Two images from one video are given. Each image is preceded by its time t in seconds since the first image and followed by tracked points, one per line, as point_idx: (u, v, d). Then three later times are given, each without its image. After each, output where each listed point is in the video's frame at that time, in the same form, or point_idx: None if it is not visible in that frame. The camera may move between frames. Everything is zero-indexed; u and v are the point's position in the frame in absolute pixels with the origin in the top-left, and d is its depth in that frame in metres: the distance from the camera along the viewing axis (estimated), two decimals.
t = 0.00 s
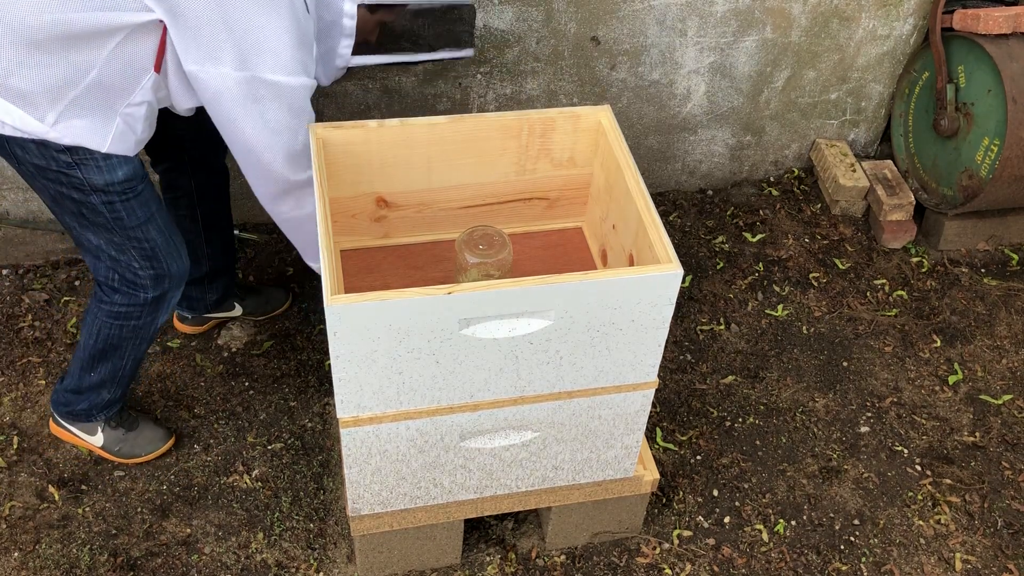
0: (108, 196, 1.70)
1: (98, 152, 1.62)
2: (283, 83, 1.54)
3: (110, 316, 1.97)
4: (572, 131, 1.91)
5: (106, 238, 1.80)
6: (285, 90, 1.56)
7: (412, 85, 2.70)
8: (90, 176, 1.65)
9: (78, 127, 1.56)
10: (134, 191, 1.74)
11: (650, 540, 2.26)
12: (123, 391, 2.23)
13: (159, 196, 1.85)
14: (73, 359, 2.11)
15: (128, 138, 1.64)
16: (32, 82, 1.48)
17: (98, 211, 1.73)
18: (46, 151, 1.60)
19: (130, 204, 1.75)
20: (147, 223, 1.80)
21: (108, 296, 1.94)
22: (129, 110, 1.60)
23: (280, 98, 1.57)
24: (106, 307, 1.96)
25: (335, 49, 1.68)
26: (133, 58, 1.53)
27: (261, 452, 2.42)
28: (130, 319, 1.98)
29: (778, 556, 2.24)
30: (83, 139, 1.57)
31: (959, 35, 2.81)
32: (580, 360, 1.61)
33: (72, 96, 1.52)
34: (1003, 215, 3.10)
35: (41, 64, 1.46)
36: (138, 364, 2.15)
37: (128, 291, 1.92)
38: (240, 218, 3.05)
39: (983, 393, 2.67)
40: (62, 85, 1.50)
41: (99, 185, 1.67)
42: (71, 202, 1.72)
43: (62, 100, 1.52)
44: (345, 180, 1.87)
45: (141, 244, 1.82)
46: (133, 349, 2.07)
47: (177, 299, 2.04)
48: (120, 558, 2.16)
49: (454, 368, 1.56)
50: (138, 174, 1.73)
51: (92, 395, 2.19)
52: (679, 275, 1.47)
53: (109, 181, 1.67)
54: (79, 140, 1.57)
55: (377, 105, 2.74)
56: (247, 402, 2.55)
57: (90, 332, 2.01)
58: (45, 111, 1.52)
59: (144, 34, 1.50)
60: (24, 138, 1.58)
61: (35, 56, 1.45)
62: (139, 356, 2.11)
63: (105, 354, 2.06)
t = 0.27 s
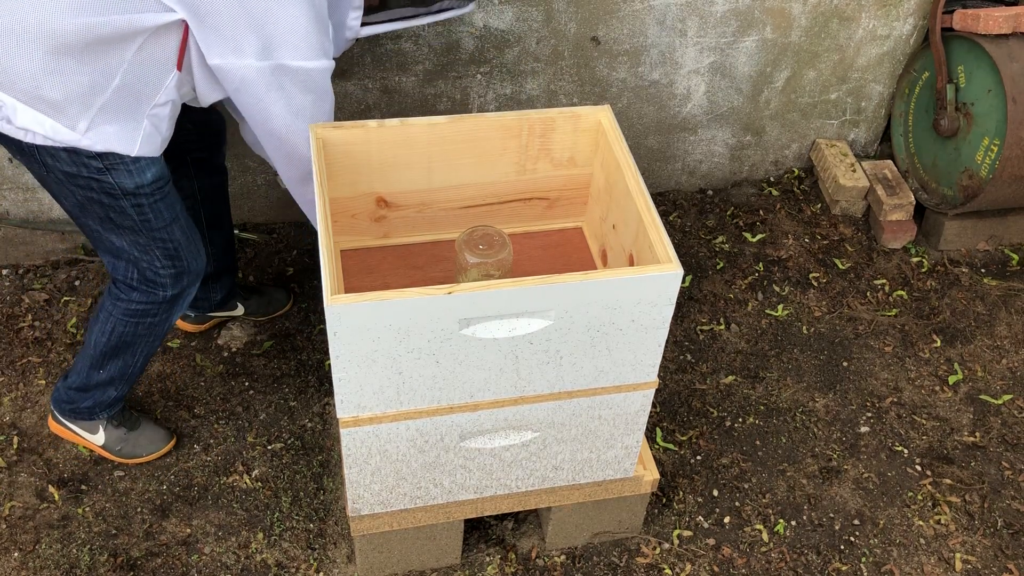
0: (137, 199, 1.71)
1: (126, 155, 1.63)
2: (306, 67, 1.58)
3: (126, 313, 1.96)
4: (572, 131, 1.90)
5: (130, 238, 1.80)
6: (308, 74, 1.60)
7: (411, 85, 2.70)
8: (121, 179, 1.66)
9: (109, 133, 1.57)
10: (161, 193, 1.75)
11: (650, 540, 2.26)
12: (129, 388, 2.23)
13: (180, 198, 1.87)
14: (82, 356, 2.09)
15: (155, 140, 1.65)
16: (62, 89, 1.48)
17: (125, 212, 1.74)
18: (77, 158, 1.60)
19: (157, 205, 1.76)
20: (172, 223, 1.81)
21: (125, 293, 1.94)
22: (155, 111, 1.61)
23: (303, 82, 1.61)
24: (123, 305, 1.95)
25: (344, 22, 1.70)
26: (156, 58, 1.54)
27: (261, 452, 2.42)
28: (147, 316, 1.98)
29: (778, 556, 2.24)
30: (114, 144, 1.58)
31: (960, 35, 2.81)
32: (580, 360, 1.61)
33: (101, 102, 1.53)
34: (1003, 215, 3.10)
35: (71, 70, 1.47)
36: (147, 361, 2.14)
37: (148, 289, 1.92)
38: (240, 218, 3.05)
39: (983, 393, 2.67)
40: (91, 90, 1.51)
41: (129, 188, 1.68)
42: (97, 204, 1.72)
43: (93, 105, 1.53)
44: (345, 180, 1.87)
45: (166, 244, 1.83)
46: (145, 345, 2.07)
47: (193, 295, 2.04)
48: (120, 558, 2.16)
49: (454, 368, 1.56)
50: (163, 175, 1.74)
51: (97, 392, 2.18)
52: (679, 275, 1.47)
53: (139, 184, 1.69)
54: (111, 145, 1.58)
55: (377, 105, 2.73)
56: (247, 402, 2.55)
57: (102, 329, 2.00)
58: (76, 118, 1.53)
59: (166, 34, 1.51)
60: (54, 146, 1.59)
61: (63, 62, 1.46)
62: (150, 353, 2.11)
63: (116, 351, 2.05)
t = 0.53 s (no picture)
0: (144, 192, 1.73)
1: (135, 149, 1.64)
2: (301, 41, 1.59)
3: (125, 309, 1.96)
4: (572, 131, 1.90)
5: (134, 232, 1.81)
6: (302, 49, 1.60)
7: (411, 85, 2.70)
8: (130, 172, 1.68)
9: (119, 127, 1.58)
10: (168, 187, 1.77)
11: (650, 540, 2.26)
12: (130, 386, 2.22)
13: (184, 193, 1.88)
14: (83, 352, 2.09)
15: (163, 131, 1.67)
16: (71, 85, 1.49)
17: (131, 206, 1.75)
18: (87, 153, 1.62)
19: (164, 199, 1.78)
20: (177, 217, 1.83)
21: (124, 289, 1.93)
22: (162, 103, 1.62)
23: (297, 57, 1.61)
24: (122, 300, 1.95)
25: None
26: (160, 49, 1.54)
27: (261, 452, 2.42)
28: (146, 312, 1.98)
29: (778, 556, 2.24)
30: (124, 138, 1.60)
31: (959, 35, 2.81)
32: (580, 360, 1.61)
33: (110, 97, 1.54)
34: (1003, 215, 3.10)
35: (78, 66, 1.47)
36: (148, 358, 2.14)
37: (147, 284, 1.92)
38: (240, 218, 3.05)
39: (984, 393, 2.67)
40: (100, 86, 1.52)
41: (138, 182, 1.70)
42: (103, 198, 1.73)
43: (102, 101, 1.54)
44: (345, 180, 1.87)
45: (169, 238, 1.84)
46: (146, 342, 2.06)
47: (192, 291, 2.05)
48: (120, 558, 2.16)
49: (454, 368, 1.56)
50: (170, 169, 1.76)
51: (98, 391, 2.18)
52: (679, 275, 1.47)
53: (147, 177, 1.70)
54: (120, 139, 1.59)
55: (376, 105, 2.73)
56: (247, 402, 2.55)
57: (103, 326, 2.00)
58: (86, 114, 1.54)
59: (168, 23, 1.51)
60: (64, 140, 1.60)
61: (71, 59, 1.46)
62: (150, 350, 2.10)
63: (117, 347, 2.05)
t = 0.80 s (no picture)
0: (152, 186, 1.73)
1: (144, 143, 1.64)
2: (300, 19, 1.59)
3: (126, 303, 1.96)
4: (572, 131, 1.90)
5: (138, 226, 1.81)
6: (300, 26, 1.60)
7: (411, 85, 2.70)
8: (138, 167, 1.68)
9: (129, 122, 1.59)
10: (174, 181, 1.78)
11: (650, 540, 2.26)
12: (131, 382, 2.22)
13: (189, 186, 1.89)
14: (83, 349, 2.09)
15: (172, 125, 1.67)
16: (80, 80, 1.49)
17: (137, 199, 1.75)
18: (96, 147, 1.62)
19: (170, 192, 1.78)
20: (182, 210, 1.84)
21: (125, 282, 1.93)
22: (169, 96, 1.62)
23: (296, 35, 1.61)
24: (123, 294, 1.95)
25: None
26: (164, 40, 1.55)
27: (260, 452, 2.42)
28: (147, 306, 1.98)
29: (778, 556, 2.24)
30: (134, 133, 1.60)
31: (959, 34, 2.81)
32: (580, 360, 1.61)
33: (119, 92, 1.54)
34: (1003, 214, 3.10)
35: (86, 61, 1.47)
36: (149, 353, 2.13)
37: (149, 277, 1.92)
38: (240, 218, 3.05)
39: (983, 393, 2.67)
40: (108, 80, 1.52)
41: (145, 176, 1.70)
42: (110, 192, 1.73)
43: (111, 96, 1.54)
44: (344, 180, 1.87)
45: (173, 231, 1.85)
46: (147, 336, 2.06)
47: (193, 285, 2.05)
48: (120, 558, 2.16)
49: (454, 368, 1.56)
50: (178, 162, 1.77)
51: (98, 388, 2.18)
52: (679, 275, 1.47)
53: (155, 171, 1.71)
54: (130, 134, 1.60)
55: (376, 105, 2.73)
56: (247, 402, 2.55)
57: (103, 321, 2.00)
58: (95, 110, 1.54)
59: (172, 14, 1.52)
60: (75, 136, 1.60)
61: (78, 54, 1.46)
62: (152, 344, 2.10)
63: (118, 342, 2.05)
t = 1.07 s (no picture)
0: (158, 186, 1.73)
1: (151, 144, 1.65)
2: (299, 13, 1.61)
3: (130, 301, 1.96)
4: (572, 131, 1.90)
5: (145, 226, 1.81)
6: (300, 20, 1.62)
7: (411, 85, 2.70)
8: (145, 167, 1.68)
9: (136, 123, 1.59)
10: (180, 180, 1.78)
11: (650, 540, 2.26)
12: (132, 381, 2.22)
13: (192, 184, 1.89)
14: (85, 350, 2.08)
15: (178, 125, 1.67)
16: (87, 84, 1.49)
17: (143, 199, 1.75)
18: (103, 149, 1.62)
19: (176, 191, 1.78)
20: (187, 209, 1.84)
21: (130, 280, 1.93)
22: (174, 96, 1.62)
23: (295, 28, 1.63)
24: (128, 293, 1.95)
25: None
26: (167, 40, 1.55)
27: (260, 452, 2.42)
28: (152, 303, 1.98)
29: (778, 556, 2.24)
30: (141, 134, 1.60)
31: (959, 35, 2.81)
32: (580, 360, 1.61)
33: (126, 93, 1.54)
34: (1003, 214, 3.10)
35: (93, 65, 1.47)
36: (151, 352, 2.13)
37: (154, 275, 1.92)
38: (240, 218, 3.05)
39: (984, 393, 2.67)
40: (115, 83, 1.52)
41: (152, 176, 1.70)
42: (117, 193, 1.73)
43: (118, 99, 1.54)
44: (344, 180, 1.87)
45: (179, 230, 1.85)
46: (151, 334, 2.06)
47: (196, 282, 2.05)
48: (120, 558, 2.16)
49: (454, 368, 1.56)
50: (182, 161, 1.77)
51: (99, 387, 2.19)
52: (679, 275, 1.47)
53: (162, 171, 1.71)
54: (138, 136, 1.60)
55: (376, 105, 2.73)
56: (247, 402, 2.55)
57: (107, 320, 2.00)
58: (103, 112, 1.54)
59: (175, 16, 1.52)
60: (82, 138, 1.60)
61: (85, 58, 1.46)
62: (154, 342, 2.10)
63: (121, 340, 2.05)
